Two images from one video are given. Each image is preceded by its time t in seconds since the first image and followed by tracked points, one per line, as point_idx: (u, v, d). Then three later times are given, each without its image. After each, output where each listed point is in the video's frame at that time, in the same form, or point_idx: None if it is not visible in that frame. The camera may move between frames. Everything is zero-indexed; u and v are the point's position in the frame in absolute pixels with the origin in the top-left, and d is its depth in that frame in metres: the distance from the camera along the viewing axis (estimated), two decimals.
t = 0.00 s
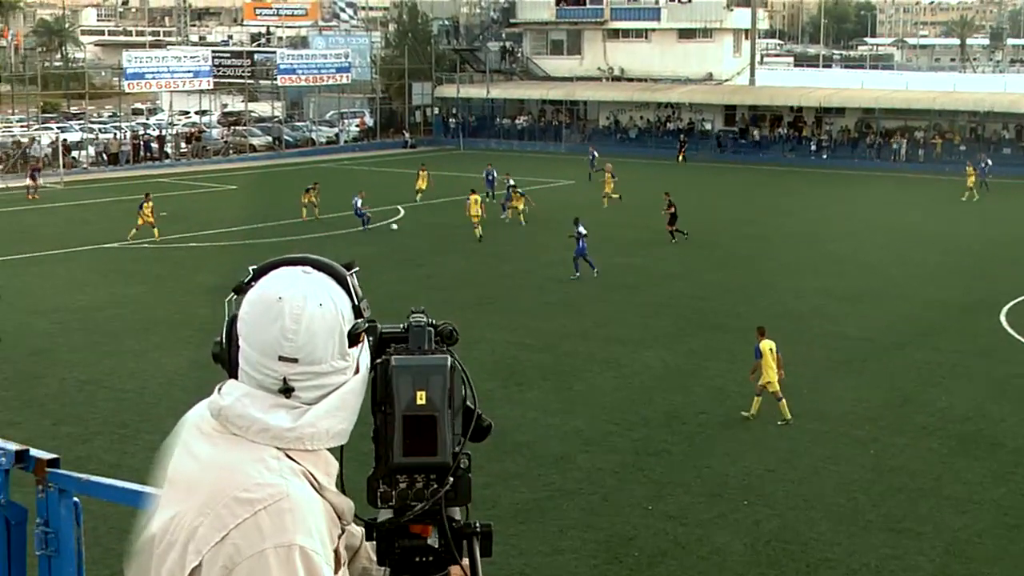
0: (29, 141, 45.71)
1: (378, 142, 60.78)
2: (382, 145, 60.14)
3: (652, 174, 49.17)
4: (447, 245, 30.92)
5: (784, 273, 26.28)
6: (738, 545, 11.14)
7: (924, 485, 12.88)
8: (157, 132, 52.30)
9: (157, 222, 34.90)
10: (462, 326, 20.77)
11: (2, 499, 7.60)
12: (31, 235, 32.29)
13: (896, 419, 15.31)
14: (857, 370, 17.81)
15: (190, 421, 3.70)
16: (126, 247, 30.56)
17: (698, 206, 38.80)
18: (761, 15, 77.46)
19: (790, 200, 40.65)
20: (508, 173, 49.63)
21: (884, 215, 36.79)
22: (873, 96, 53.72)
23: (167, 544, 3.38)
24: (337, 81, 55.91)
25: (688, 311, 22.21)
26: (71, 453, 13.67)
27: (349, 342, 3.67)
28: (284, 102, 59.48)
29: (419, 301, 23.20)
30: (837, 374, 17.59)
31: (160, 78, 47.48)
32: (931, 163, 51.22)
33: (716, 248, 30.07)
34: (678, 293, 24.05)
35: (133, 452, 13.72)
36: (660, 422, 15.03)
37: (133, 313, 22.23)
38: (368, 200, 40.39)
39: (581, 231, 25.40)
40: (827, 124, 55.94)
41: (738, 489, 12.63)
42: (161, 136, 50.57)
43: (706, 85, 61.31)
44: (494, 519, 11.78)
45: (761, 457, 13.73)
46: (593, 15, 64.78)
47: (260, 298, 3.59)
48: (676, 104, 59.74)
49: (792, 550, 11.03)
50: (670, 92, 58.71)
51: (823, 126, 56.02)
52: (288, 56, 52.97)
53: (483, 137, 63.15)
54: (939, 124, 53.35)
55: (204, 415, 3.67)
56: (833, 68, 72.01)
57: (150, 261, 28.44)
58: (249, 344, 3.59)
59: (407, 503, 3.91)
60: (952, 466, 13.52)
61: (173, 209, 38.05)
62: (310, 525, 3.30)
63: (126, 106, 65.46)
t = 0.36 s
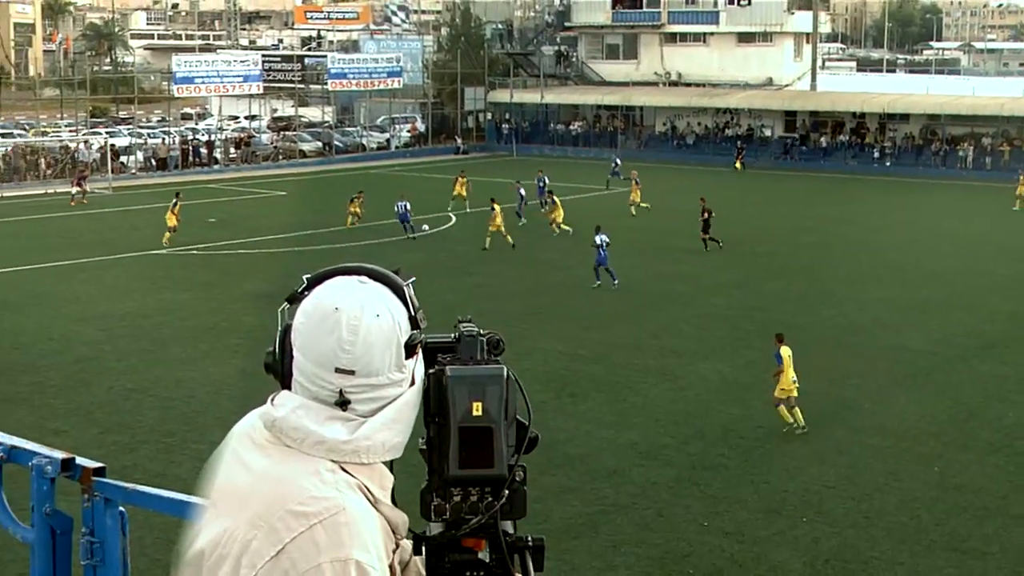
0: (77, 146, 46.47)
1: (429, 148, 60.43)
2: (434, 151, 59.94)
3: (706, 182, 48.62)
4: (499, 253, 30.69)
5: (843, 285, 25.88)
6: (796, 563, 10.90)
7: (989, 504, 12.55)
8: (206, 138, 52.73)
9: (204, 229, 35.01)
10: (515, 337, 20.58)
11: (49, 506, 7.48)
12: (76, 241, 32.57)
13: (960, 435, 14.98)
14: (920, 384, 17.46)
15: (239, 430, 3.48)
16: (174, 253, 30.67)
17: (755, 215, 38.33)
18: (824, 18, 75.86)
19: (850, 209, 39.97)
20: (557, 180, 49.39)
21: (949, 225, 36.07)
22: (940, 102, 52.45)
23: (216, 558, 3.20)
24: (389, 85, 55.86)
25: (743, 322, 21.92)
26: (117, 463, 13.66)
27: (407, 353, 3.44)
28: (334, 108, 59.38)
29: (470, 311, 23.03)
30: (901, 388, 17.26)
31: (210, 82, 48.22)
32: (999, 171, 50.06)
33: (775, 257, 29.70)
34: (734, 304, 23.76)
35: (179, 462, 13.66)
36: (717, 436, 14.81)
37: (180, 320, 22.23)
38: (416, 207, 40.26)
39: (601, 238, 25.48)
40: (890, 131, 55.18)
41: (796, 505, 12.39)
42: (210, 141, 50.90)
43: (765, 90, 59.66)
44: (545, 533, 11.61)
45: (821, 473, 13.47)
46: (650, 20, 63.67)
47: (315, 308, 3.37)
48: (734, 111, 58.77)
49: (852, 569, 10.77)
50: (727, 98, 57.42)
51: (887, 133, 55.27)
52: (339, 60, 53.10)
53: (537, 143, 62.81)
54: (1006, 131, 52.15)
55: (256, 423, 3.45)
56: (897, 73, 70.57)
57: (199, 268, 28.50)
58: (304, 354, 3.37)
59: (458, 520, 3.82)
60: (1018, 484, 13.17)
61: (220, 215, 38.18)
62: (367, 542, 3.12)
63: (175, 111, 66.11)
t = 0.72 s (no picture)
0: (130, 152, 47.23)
1: (488, 154, 59.94)
2: (494, 157, 59.19)
3: (767, 190, 47.99)
4: (554, 263, 30.42)
5: (913, 297, 25.44)
6: None
7: None
8: (260, 143, 53.05)
9: (258, 235, 35.12)
10: (572, 349, 20.41)
11: (98, 517, 7.35)
12: (125, 247, 32.85)
13: None
14: (993, 401, 17.13)
15: (293, 442, 3.32)
16: (227, 260, 30.74)
17: (820, 224, 37.74)
18: (894, 20, 74.17)
19: (919, 219, 39.18)
20: (611, 188, 49.00)
21: None
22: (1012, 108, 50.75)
23: None
24: (445, 89, 55.69)
25: (803, 335, 21.57)
26: (168, 473, 13.66)
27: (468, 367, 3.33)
28: (390, 112, 59.19)
29: (527, 321, 22.86)
30: (973, 404, 16.96)
31: (264, 86, 48.83)
32: None
33: (842, 268, 29.28)
34: (798, 315, 23.46)
35: (228, 474, 13.60)
36: (782, 452, 14.64)
37: (232, 328, 22.23)
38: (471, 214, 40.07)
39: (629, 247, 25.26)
40: (964, 137, 53.98)
41: (863, 525, 12.23)
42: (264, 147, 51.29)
43: (834, 96, 58.58)
44: (604, 550, 11.53)
45: (890, 491, 13.28)
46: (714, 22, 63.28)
47: (375, 318, 3.24)
48: (801, 116, 57.56)
49: None
50: (794, 104, 56.29)
51: (960, 140, 54.04)
52: (394, 64, 53.00)
53: (597, 149, 62.10)
54: None
55: (310, 436, 3.30)
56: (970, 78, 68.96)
57: (252, 275, 28.53)
58: (364, 365, 3.24)
59: (521, 530, 4.18)
60: None
61: (274, 222, 38.28)
62: (430, 559, 2.97)
63: (230, 117, 66.49)
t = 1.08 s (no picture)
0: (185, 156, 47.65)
1: (550, 159, 59.04)
2: (553, 162, 58.29)
3: (829, 197, 47.49)
4: (612, 271, 30.24)
5: (985, 308, 25.12)
6: None
7: None
8: (316, 147, 53.15)
9: (314, 241, 35.19)
10: (634, 360, 20.30)
11: (150, 527, 7.21)
12: (176, 252, 33.05)
13: None
14: None
15: (351, 454, 3.27)
16: (284, 266, 30.88)
17: (887, 232, 37.24)
18: (967, 19, 72.51)
19: (991, 229, 38.50)
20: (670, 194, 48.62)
21: None
22: None
23: None
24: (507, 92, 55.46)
25: (865, 349, 21.29)
26: (222, 483, 13.63)
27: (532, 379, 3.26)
28: (449, 116, 58.96)
29: (591, 330, 22.83)
30: None
31: (320, 89, 49.02)
32: None
33: (912, 278, 28.99)
34: (867, 326, 23.27)
35: (284, 483, 13.56)
36: (852, 469, 14.63)
37: (287, 335, 22.24)
38: (526, 219, 39.84)
39: (664, 256, 25.03)
40: None
41: (935, 545, 12.26)
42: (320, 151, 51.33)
43: (908, 100, 57.22)
44: (667, 566, 11.59)
45: (963, 510, 13.26)
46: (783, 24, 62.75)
47: (437, 327, 3.18)
48: (874, 120, 56.08)
49: None
50: (867, 108, 54.95)
51: None
52: (455, 67, 52.85)
53: (662, 154, 60.95)
54: None
55: (368, 448, 3.24)
56: None
57: (309, 281, 28.61)
58: (425, 376, 3.18)
59: (584, 545, 4.22)
60: None
61: (330, 228, 38.38)
62: None
63: (288, 120, 66.70)
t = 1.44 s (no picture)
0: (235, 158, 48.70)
1: (607, 162, 59.15)
2: (609, 165, 58.31)
3: (888, 202, 46.96)
4: (668, 276, 30.06)
5: None
6: None
7: None
8: (369, 149, 53.21)
9: (366, 244, 35.14)
10: (694, 368, 20.16)
11: (198, 535, 7.09)
12: (223, 255, 33.16)
13: None
14: None
15: (407, 462, 3.26)
16: (335, 270, 30.92)
17: (951, 239, 36.62)
18: None
19: None
20: (732, 197, 48.19)
21: None
22: None
23: None
24: (564, 94, 55.17)
25: (927, 360, 20.92)
26: (271, 492, 13.56)
27: (593, 388, 3.18)
28: (504, 117, 58.81)
29: (650, 336, 22.72)
30: None
31: (374, 90, 49.27)
32: None
33: (979, 286, 28.53)
34: (933, 335, 22.93)
35: (332, 493, 13.51)
36: (919, 482, 14.45)
37: (339, 341, 22.17)
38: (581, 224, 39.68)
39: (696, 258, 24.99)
40: None
41: (1004, 562, 12.09)
42: (372, 153, 51.42)
43: (978, 102, 55.94)
44: None
45: None
46: (849, 22, 61.94)
47: (496, 335, 3.14)
48: (941, 123, 54.95)
49: None
50: (936, 109, 54.18)
51: None
52: (511, 68, 52.64)
53: (722, 157, 61.20)
54: None
55: (425, 457, 3.23)
56: None
57: (361, 286, 28.60)
58: (482, 385, 3.13)
59: (646, 561, 3.89)
60: None
61: (382, 231, 38.36)
62: None
63: (342, 121, 67.03)
